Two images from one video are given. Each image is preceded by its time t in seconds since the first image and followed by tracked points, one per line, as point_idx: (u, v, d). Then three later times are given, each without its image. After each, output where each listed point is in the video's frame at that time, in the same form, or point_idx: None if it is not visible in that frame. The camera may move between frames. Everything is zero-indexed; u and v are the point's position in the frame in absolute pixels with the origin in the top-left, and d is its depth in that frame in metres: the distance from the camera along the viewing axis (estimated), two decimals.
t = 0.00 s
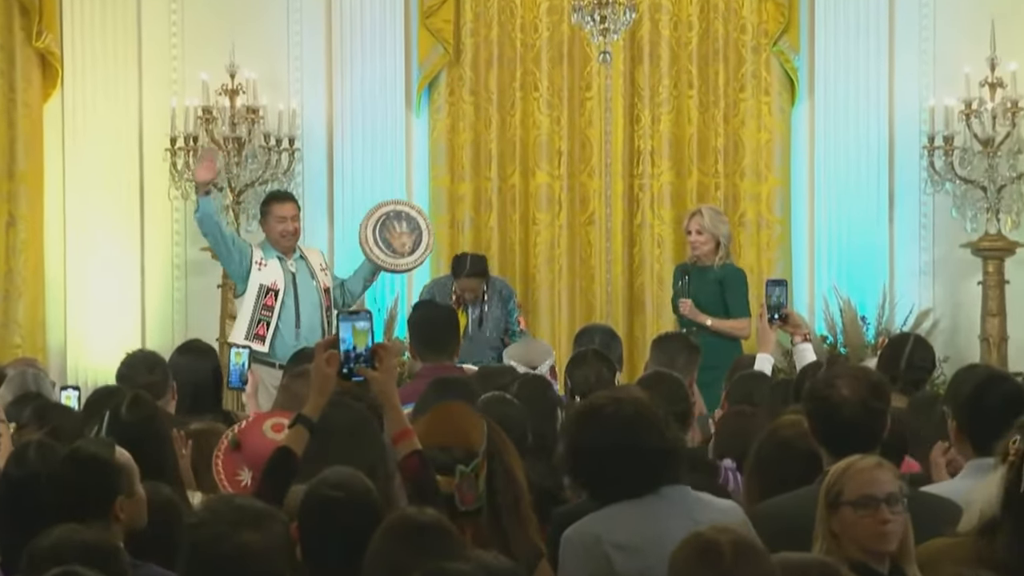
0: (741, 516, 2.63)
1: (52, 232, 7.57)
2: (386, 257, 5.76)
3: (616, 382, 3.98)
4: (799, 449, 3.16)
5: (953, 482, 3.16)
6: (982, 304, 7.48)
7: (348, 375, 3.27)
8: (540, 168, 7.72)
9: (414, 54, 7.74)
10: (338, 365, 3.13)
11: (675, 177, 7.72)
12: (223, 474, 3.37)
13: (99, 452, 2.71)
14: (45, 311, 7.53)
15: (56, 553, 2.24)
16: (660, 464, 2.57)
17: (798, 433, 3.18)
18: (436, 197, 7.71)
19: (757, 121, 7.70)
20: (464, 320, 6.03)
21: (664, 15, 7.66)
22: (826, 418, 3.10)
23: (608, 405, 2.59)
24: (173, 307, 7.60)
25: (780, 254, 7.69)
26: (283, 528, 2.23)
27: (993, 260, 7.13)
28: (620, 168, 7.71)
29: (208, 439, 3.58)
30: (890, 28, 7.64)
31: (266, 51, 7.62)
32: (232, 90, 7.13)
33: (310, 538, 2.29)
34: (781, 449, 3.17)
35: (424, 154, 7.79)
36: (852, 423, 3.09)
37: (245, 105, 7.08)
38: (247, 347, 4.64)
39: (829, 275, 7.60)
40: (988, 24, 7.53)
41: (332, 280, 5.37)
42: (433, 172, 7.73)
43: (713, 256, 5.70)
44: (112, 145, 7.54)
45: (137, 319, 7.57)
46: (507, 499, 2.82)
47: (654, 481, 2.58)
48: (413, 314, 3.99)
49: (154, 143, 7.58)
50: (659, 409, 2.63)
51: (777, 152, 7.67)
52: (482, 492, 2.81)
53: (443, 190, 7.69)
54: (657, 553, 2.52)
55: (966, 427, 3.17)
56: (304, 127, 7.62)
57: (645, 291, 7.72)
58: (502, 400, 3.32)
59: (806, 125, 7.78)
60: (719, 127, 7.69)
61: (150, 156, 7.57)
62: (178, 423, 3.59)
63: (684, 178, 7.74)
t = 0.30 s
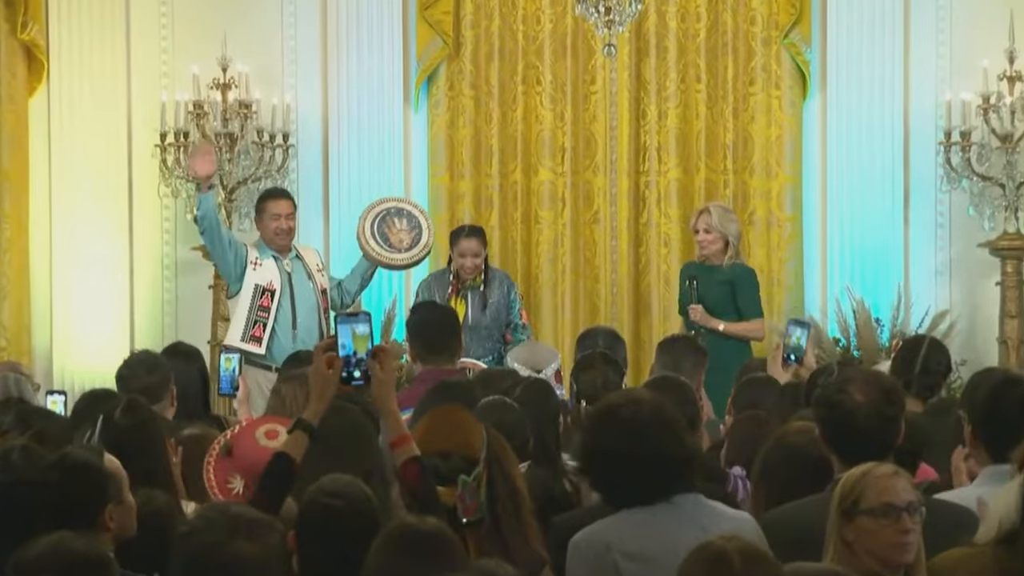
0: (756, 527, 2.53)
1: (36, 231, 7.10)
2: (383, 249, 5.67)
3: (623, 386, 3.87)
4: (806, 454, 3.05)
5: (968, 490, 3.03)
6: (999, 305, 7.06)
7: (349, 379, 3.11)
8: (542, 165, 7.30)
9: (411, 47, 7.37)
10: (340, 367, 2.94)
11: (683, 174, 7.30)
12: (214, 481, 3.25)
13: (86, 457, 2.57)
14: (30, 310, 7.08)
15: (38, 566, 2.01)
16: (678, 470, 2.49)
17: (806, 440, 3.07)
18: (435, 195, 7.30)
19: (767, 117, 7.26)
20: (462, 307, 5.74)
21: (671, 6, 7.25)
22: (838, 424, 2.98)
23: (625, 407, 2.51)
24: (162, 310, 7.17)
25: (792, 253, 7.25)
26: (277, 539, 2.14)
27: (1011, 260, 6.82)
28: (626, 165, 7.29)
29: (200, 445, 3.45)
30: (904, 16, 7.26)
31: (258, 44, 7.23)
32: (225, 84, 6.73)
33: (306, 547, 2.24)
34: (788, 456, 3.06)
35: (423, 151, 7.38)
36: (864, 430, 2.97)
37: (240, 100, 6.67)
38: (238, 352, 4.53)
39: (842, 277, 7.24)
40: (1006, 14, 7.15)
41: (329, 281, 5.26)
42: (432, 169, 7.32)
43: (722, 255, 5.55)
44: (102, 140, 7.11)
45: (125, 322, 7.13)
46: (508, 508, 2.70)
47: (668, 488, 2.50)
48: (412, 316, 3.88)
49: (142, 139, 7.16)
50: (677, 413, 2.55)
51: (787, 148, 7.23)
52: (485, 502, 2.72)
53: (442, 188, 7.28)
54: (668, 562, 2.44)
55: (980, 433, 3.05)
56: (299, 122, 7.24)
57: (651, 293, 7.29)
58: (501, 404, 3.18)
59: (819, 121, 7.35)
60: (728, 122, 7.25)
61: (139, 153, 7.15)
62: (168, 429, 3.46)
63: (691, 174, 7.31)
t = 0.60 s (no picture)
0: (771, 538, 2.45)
1: (22, 229, 6.92)
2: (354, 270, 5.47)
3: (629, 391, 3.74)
4: (816, 465, 2.93)
5: (987, 497, 2.91)
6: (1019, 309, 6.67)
7: (342, 382, 2.98)
8: (545, 162, 6.94)
9: (410, 40, 7.08)
10: (334, 372, 2.87)
11: (691, 170, 6.93)
12: (205, 488, 3.13)
13: (71, 464, 2.45)
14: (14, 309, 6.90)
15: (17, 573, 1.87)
16: (696, 474, 2.43)
17: (812, 448, 2.94)
18: (434, 192, 6.95)
19: (779, 112, 6.85)
20: (467, 297, 5.59)
21: None
22: (852, 429, 2.86)
23: (642, 408, 2.47)
24: (151, 310, 6.97)
25: (803, 253, 6.83)
26: (272, 548, 2.03)
27: None
28: (632, 161, 6.92)
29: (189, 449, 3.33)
30: (919, 7, 6.88)
31: (250, 36, 6.98)
32: (215, 77, 6.37)
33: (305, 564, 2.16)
34: (796, 466, 2.94)
35: (423, 146, 7.11)
36: (879, 436, 2.85)
37: (229, 94, 6.30)
38: (231, 356, 4.36)
39: (855, 279, 6.87)
40: None
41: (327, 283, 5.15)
42: (430, 166, 6.97)
43: (733, 255, 5.43)
44: (89, 135, 6.90)
45: (112, 323, 6.94)
46: (511, 520, 2.60)
47: (683, 493, 2.43)
48: (411, 319, 3.76)
49: (130, 138, 6.94)
50: (691, 417, 2.52)
51: (799, 145, 6.82)
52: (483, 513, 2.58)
53: (441, 185, 6.93)
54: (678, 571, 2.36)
55: (999, 439, 2.93)
56: (293, 117, 7.00)
57: (657, 296, 6.94)
58: (503, 407, 3.07)
59: (831, 116, 6.98)
60: (737, 118, 6.88)
61: (128, 149, 6.93)
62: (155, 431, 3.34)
63: (700, 171, 6.95)
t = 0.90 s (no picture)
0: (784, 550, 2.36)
1: (7, 229, 6.61)
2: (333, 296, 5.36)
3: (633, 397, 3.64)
4: (827, 473, 2.82)
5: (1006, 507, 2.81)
6: None
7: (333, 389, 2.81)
8: (547, 159, 6.70)
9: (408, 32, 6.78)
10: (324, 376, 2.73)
11: (698, 168, 6.69)
12: (196, 494, 3.02)
13: (57, 471, 2.34)
14: None
15: None
16: (708, 482, 2.33)
17: (820, 455, 2.83)
18: (432, 189, 6.71)
19: (788, 107, 6.65)
20: (478, 296, 5.44)
21: None
22: (866, 437, 2.75)
23: (658, 413, 2.35)
24: (140, 313, 6.65)
25: (815, 254, 6.63)
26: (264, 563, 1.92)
27: None
28: (637, 158, 6.70)
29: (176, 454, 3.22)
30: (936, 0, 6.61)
31: (241, 28, 6.63)
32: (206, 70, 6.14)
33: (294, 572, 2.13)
34: (805, 475, 2.83)
35: (422, 144, 6.84)
36: (895, 444, 2.74)
37: (220, 89, 6.13)
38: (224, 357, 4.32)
39: (869, 280, 6.63)
40: None
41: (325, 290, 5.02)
42: (428, 164, 6.73)
43: (742, 256, 5.32)
44: (73, 132, 6.58)
45: (99, 326, 6.63)
46: (511, 529, 2.49)
47: (695, 501, 2.33)
48: (407, 322, 3.65)
49: (119, 125, 6.60)
50: (705, 422, 2.41)
51: (810, 141, 6.61)
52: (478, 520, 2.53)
53: (440, 183, 6.69)
54: None
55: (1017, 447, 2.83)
56: (285, 115, 6.66)
57: (663, 297, 6.72)
58: (506, 412, 2.95)
59: (844, 111, 6.76)
60: (747, 114, 6.64)
61: (115, 144, 6.59)
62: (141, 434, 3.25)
63: (707, 169, 6.72)
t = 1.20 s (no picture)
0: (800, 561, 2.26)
1: None
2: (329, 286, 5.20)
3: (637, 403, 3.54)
4: (839, 481, 2.73)
5: None
6: None
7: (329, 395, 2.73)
8: (551, 157, 6.51)
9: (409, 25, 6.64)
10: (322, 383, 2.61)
11: (707, 166, 6.45)
12: (190, 501, 2.93)
13: (50, 478, 2.28)
14: None
15: None
16: (723, 485, 2.24)
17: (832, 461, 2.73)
18: (432, 189, 6.54)
19: (800, 103, 6.39)
20: (480, 298, 5.34)
21: None
22: (880, 443, 2.66)
23: (669, 418, 2.26)
24: (131, 316, 6.56)
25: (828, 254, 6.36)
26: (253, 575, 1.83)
27: None
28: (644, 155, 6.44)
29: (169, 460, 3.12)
30: None
31: (235, 21, 6.55)
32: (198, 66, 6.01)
33: None
34: (816, 482, 2.73)
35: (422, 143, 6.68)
36: (911, 451, 2.63)
37: (216, 83, 5.96)
38: (219, 362, 4.18)
39: (882, 280, 6.40)
40: None
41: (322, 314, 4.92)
42: (429, 162, 6.56)
43: (753, 256, 5.22)
44: (64, 130, 6.48)
45: (89, 329, 6.53)
46: (509, 539, 2.42)
47: (711, 507, 2.24)
48: (409, 324, 3.55)
49: (109, 127, 6.51)
50: (717, 427, 2.32)
51: (822, 138, 6.34)
52: (478, 525, 2.45)
53: (440, 182, 6.52)
54: None
55: None
56: (281, 112, 6.58)
57: (671, 299, 6.50)
58: (511, 417, 2.88)
59: (857, 108, 6.51)
60: (757, 110, 6.40)
61: (106, 141, 6.49)
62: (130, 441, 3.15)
63: (716, 167, 6.48)
